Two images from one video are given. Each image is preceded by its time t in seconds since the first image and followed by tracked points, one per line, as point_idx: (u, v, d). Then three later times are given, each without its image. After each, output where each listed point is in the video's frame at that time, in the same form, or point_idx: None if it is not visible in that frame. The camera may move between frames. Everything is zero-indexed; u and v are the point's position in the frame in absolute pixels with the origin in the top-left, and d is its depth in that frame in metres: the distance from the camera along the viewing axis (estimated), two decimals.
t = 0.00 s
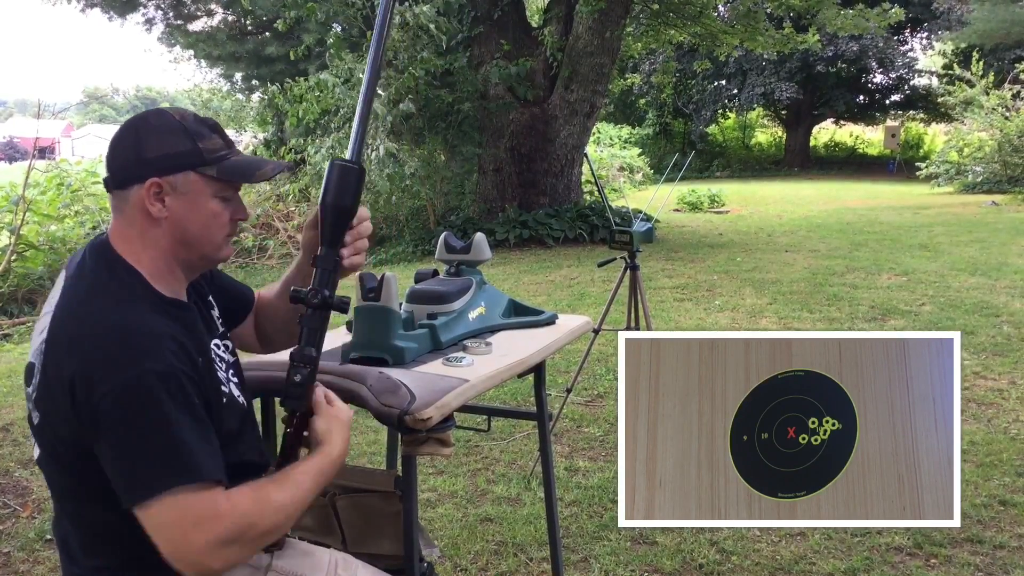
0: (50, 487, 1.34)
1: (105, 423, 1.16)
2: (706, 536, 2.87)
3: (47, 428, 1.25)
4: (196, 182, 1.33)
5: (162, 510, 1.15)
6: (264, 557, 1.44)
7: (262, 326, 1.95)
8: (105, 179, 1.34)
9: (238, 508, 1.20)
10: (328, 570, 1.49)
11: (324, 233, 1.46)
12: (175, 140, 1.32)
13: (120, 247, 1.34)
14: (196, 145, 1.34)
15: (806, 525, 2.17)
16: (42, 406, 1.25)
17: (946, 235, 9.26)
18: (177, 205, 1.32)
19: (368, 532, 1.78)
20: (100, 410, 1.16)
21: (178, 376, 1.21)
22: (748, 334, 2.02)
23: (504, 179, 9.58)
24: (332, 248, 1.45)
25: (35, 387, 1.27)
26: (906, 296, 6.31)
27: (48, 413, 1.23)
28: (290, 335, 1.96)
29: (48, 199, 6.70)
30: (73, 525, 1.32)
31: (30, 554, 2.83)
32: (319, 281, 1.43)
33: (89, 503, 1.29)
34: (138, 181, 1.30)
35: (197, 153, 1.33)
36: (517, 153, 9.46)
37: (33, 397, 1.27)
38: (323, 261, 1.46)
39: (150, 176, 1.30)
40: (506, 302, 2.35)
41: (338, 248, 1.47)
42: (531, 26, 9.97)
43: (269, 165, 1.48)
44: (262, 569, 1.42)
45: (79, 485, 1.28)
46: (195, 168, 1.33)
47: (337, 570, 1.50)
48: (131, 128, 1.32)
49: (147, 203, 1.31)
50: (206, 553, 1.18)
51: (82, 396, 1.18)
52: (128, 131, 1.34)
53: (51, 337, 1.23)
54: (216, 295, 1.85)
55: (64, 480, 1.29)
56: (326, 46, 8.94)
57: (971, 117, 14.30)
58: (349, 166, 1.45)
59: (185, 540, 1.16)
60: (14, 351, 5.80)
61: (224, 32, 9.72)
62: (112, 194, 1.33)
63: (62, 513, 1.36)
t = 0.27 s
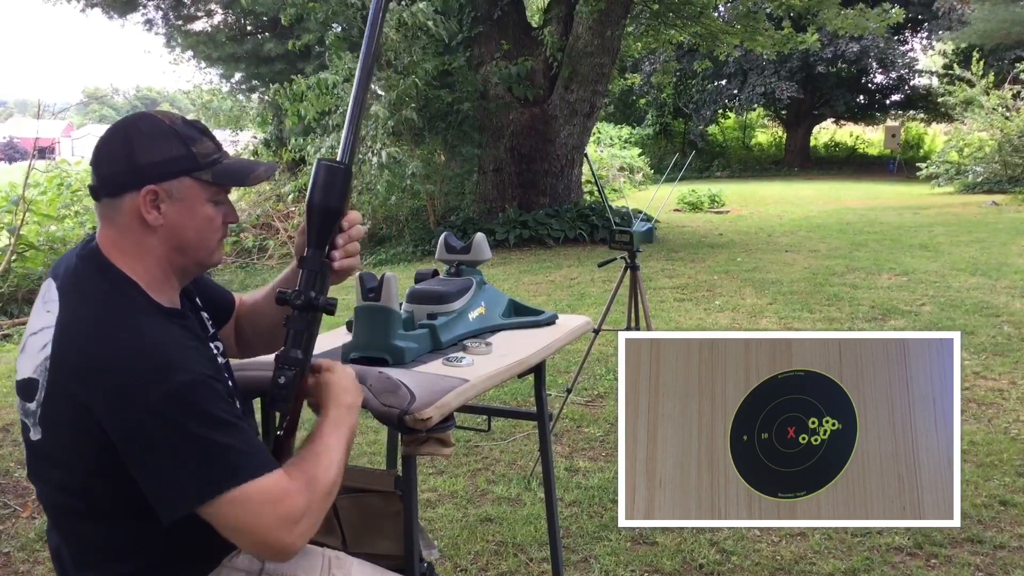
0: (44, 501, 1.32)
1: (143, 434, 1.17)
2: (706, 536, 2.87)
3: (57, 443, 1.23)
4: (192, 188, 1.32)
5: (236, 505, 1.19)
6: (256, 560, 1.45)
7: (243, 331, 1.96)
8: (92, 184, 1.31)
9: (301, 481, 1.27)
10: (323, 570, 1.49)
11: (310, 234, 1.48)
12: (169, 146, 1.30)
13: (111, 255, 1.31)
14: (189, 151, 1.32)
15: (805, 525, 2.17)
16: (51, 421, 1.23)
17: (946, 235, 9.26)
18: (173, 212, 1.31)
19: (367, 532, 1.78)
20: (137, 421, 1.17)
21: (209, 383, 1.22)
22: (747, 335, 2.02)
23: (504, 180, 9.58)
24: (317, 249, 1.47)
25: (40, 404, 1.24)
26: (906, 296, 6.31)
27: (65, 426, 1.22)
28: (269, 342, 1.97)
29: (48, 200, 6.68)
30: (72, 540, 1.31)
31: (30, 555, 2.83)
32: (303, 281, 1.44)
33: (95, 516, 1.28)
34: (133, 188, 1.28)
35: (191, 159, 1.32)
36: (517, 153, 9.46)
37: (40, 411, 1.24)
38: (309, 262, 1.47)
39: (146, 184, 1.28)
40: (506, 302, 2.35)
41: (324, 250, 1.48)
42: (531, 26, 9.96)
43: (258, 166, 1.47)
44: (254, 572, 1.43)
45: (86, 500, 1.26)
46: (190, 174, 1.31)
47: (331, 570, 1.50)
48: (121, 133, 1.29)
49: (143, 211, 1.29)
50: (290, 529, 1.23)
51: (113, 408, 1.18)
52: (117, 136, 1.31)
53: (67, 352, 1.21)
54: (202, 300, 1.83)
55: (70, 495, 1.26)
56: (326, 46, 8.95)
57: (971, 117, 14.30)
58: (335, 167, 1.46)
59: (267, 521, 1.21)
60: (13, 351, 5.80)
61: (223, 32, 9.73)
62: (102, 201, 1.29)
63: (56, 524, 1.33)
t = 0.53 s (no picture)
0: (40, 507, 1.31)
1: (156, 435, 1.18)
2: (706, 536, 2.87)
3: (62, 448, 1.23)
4: (189, 189, 1.32)
5: (258, 498, 1.21)
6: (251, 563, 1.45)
7: (226, 323, 1.99)
8: (84, 186, 1.30)
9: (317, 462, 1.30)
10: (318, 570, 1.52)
11: (311, 234, 1.49)
12: (166, 147, 1.30)
13: (105, 256, 1.30)
14: (186, 151, 1.32)
15: (805, 525, 2.17)
16: (54, 426, 1.22)
17: (946, 235, 9.25)
18: (171, 214, 1.31)
19: (366, 531, 1.78)
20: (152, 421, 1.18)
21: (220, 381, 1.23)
22: (747, 335, 2.02)
23: (504, 180, 9.58)
24: (316, 249, 1.48)
25: (42, 410, 1.23)
26: (906, 296, 6.31)
27: (70, 431, 1.22)
28: (252, 335, 2.01)
29: (48, 199, 6.70)
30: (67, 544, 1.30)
31: (30, 554, 2.83)
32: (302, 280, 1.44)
33: (94, 522, 1.27)
34: (129, 190, 1.28)
35: (188, 160, 1.32)
36: (517, 153, 9.46)
37: (44, 415, 1.23)
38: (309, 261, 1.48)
39: (145, 186, 1.29)
40: (506, 302, 2.35)
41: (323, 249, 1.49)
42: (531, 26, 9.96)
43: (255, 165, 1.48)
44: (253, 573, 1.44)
45: (87, 505, 1.25)
46: (188, 174, 1.32)
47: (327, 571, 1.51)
48: (115, 135, 1.28)
49: (142, 213, 1.30)
50: (311, 512, 1.26)
51: (123, 411, 1.18)
52: (111, 137, 1.30)
53: (72, 356, 1.20)
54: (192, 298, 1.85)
55: (71, 501, 1.26)
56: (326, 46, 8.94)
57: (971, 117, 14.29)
58: (335, 168, 1.47)
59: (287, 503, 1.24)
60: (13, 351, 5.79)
61: (223, 32, 9.72)
62: (96, 203, 1.29)
63: (52, 531, 1.33)
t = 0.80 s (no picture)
0: (43, 503, 1.31)
1: (141, 436, 1.15)
2: (706, 536, 2.87)
3: (59, 444, 1.23)
4: (202, 181, 1.34)
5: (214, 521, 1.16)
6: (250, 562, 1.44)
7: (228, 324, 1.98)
8: (92, 187, 1.28)
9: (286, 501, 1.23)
10: (320, 570, 1.50)
11: (307, 230, 1.48)
12: (179, 142, 1.31)
13: (113, 255, 1.31)
14: (197, 145, 1.34)
15: (805, 525, 2.17)
16: (53, 422, 1.23)
17: (946, 235, 9.25)
18: (189, 207, 1.33)
19: (367, 530, 1.78)
20: (130, 420, 1.16)
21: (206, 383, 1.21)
22: (747, 335, 2.02)
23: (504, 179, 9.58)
24: (313, 245, 1.47)
25: (41, 404, 1.23)
26: (906, 296, 6.31)
27: (66, 426, 1.21)
28: (253, 335, 2.01)
29: (47, 199, 6.71)
30: (67, 539, 1.30)
31: (30, 554, 2.82)
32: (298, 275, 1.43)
33: (95, 518, 1.27)
34: (149, 188, 1.28)
35: (198, 152, 1.34)
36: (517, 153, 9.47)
37: (42, 411, 1.23)
38: (305, 258, 1.47)
39: (164, 181, 1.29)
40: (505, 302, 2.35)
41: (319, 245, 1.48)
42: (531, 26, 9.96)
43: (242, 154, 1.49)
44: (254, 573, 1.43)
45: (87, 501, 1.25)
46: (201, 165, 1.34)
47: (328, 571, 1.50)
48: (128, 132, 1.28)
49: (159, 209, 1.30)
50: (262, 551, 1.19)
51: (110, 408, 1.17)
52: (118, 135, 1.29)
53: (69, 351, 1.21)
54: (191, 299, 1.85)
55: (72, 496, 1.26)
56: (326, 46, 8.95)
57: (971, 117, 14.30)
58: (330, 164, 1.47)
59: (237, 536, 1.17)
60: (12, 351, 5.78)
61: (223, 32, 9.72)
62: (110, 204, 1.28)
63: (52, 528, 1.33)
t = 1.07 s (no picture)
0: (49, 494, 1.32)
1: (136, 428, 1.16)
2: (706, 535, 2.87)
3: (61, 434, 1.23)
4: (215, 177, 1.37)
5: (171, 519, 1.16)
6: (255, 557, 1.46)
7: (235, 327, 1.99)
8: (108, 186, 1.29)
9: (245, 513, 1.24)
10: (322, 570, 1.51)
11: (314, 228, 1.49)
12: (192, 138, 1.34)
13: (129, 250, 1.32)
14: (208, 142, 1.37)
15: (805, 524, 2.17)
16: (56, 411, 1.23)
17: (945, 235, 9.25)
18: (204, 202, 1.35)
19: (366, 530, 1.78)
20: (127, 413, 1.16)
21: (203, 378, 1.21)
22: (748, 335, 2.02)
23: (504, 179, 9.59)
24: (320, 243, 1.49)
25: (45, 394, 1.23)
26: (906, 296, 6.32)
27: (68, 417, 1.22)
28: (259, 337, 2.01)
29: (48, 199, 6.70)
30: (72, 528, 1.31)
31: (30, 554, 2.83)
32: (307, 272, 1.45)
33: (100, 509, 1.28)
34: (165, 184, 1.31)
35: (210, 148, 1.36)
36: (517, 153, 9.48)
37: (47, 399, 1.23)
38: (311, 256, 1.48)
39: (180, 177, 1.32)
40: (505, 302, 2.35)
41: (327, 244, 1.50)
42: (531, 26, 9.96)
43: (247, 148, 1.51)
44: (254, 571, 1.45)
45: (92, 491, 1.26)
46: (213, 161, 1.37)
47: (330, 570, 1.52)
48: (144, 131, 1.30)
49: (176, 204, 1.32)
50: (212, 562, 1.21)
51: (111, 399, 1.17)
52: (131, 134, 1.31)
53: (72, 342, 1.21)
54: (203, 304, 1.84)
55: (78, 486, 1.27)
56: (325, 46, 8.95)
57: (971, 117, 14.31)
58: (337, 164, 1.48)
59: (185, 545, 1.18)
60: (13, 351, 5.78)
61: (222, 32, 9.70)
62: (127, 202, 1.30)
63: (59, 520, 1.34)
